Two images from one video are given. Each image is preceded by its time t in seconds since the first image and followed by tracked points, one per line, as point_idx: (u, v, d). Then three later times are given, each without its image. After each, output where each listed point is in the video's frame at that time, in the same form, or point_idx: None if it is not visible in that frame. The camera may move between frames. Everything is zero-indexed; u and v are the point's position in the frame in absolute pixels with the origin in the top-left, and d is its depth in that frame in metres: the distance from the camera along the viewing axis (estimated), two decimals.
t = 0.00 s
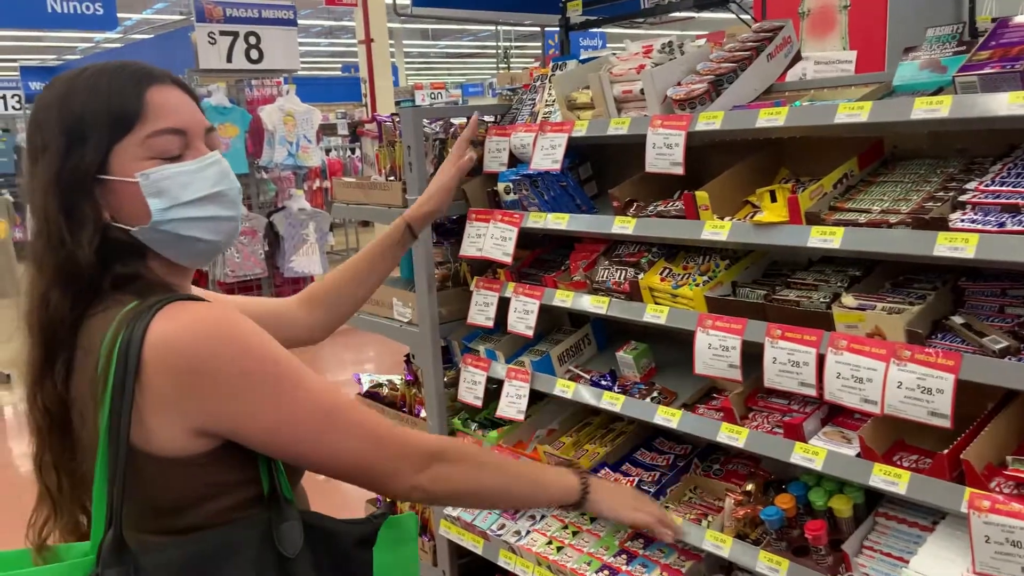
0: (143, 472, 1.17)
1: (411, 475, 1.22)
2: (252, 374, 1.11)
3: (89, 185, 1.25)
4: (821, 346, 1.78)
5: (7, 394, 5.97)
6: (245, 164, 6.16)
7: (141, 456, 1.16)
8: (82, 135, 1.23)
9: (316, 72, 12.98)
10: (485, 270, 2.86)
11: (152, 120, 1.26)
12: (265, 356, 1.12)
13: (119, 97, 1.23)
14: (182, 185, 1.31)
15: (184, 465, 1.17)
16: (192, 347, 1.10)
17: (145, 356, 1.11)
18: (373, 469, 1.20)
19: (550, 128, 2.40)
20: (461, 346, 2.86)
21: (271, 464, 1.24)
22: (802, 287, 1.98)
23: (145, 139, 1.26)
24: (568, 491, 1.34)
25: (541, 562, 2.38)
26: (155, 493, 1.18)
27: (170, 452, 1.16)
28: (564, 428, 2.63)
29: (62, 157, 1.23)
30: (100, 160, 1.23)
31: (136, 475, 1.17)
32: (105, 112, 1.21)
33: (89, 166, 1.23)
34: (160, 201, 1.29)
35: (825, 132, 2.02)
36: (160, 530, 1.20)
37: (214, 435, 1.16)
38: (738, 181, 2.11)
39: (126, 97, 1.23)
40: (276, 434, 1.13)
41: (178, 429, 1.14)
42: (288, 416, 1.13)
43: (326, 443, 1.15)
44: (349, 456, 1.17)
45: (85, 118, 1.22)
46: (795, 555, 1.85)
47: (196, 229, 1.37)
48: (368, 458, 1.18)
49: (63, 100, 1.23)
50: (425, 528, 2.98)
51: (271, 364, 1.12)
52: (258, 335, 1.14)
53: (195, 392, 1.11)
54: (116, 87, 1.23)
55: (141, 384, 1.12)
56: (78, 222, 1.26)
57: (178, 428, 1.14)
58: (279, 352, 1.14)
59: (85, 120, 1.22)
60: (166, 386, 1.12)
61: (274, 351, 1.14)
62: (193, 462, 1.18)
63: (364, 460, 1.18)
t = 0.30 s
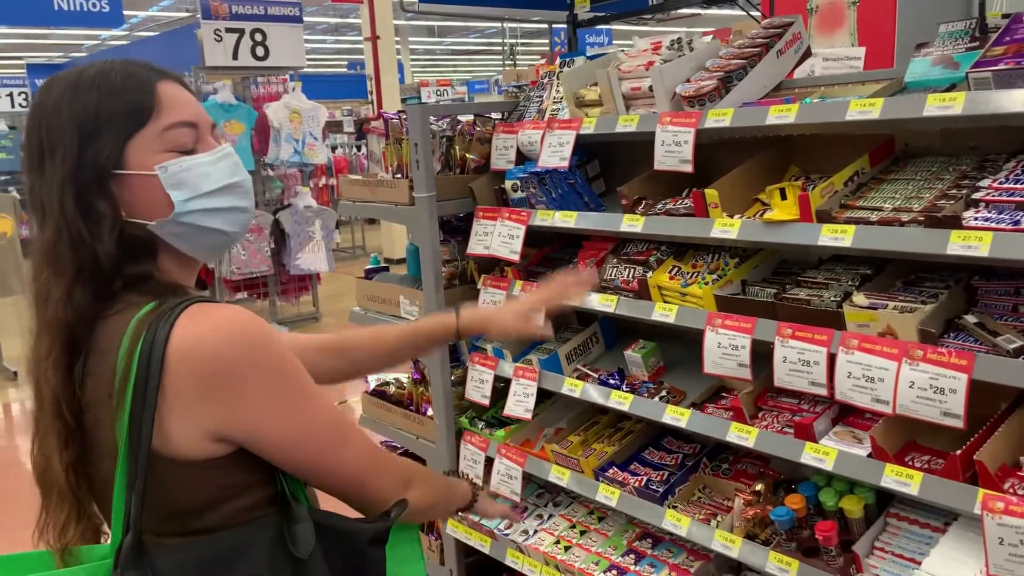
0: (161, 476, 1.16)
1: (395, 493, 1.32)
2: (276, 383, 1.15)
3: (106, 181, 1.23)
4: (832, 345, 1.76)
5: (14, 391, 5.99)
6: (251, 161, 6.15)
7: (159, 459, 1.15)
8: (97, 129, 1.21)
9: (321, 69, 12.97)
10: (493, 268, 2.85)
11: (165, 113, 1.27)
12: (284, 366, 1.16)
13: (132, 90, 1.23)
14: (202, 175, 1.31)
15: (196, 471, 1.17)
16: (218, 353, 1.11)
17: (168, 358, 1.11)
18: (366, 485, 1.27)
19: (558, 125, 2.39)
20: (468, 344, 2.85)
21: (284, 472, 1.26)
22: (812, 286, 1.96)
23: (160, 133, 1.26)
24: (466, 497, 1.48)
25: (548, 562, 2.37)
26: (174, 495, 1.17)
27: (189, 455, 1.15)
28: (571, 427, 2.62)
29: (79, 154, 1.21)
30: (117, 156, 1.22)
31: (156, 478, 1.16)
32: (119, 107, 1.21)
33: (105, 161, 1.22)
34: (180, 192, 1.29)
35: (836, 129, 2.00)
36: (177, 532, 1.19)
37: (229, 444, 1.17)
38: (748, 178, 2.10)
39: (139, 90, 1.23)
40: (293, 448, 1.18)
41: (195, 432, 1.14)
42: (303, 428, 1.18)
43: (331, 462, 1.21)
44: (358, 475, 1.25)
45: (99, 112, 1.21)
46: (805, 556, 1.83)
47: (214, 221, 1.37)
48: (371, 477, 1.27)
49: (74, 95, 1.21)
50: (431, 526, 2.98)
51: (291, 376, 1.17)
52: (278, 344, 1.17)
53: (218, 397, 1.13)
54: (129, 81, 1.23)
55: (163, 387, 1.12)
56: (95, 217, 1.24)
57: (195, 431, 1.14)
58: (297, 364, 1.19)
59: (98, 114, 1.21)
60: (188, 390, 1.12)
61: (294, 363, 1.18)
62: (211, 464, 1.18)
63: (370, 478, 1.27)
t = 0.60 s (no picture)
0: (185, 472, 1.17)
1: (423, 471, 1.34)
2: (295, 372, 1.17)
3: (112, 186, 1.24)
4: (841, 346, 1.76)
5: (22, 390, 6.02)
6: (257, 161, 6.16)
7: (182, 454, 1.16)
8: (102, 135, 1.22)
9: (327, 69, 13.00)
10: (500, 268, 2.86)
11: (170, 117, 1.27)
12: (301, 356, 1.18)
13: (137, 94, 1.24)
14: (208, 177, 1.32)
15: (219, 466, 1.18)
16: (236, 347, 1.13)
17: (186, 355, 1.13)
18: (392, 468, 1.29)
19: (566, 125, 2.39)
20: (476, 344, 2.87)
21: (303, 464, 1.26)
22: (821, 286, 1.97)
23: (166, 137, 1.27)
24: (499, 463, 1.53)
25: (556, 561, 2.38)
26: (197, 490, 1.18)
27: (211, 450, 1.16)
28: (579, 427, 2.62)
29: (85, 159, 1.22)
30: (123, 161, 1.23)
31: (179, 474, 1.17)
32: (124, 111, 1.22)
33: (112, 166, 1.23)
34: (189, 195, 1.30)
35: (846, 130, 2.00)
36: (200, 526, 1.20)
37: (251, 434, 1.18)
38: (757, 179, 2.10)
39: (144, 93, 1.24)
40: (317, 432, 1.19)
41: (217, 427, 1.15)
42: (326, 414, 1.19)
43: (358, 444, 1.23)
44: (386, 453, 1.27)
45: (104, 117, 1.22)
46: (814, 556, 1.84)
47: (220, 221, 1.38)
48: (399, 456, 1.29)
49: (79, 99, 1.22)
50: (439, 526, 2.99)
51: (308, 366, 1.18)
52: (292, 335, 1.19)
53: (237, 391, 1.14)
54: (133, 85, 1.24)
55: (182, 383, 1.13)
56: (103, 221, 1.26)
57: (217, 426, 1.15)
58: (312, 354, 1.20)
59: (103, 118, 1.22)
60: (208, 386, 1.14)
61: (309, 352, 1.19)
62: (233, 457, 1.19)
63: (396, 458, 1.28)
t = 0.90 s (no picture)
0: (202, 466, 1.18)
1: (431, 474, 1.34)
2: (311, 372, 1.17)
3: (114, 229, 1.22)
4: (855, 348, 1.76)
5: (35, 389, 6.07)
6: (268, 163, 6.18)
7: (199, 449, 1.17)
8: (98, 181, 1.19)
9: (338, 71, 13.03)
10: (512, 269, 2.87)
11: (165, 147, 1.23)
12: (317, 355, 1.18)
13: (127, 133, 1.18)
14: (210, 204, 1.31)
15: (233, 461, 1.19)
16: (256, 345, 1.13)
17: (207, 351, 1.13)
18: (401, 470, 1.29)
19: (578, 126, 2.39)
20: (487, 344, 2.86)
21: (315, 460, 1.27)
22: (835, 287, 1.96)
23: (163, 168, 1.24)
24: (499, 474, 1.51)
25: (568, 562, 2.38)
26: (212, 485, 1.19)
27: (228, 445, 1.17)
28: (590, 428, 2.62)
29: (84, 206, 1.19)
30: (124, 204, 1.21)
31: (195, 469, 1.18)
32: (120, 152, 1.18)
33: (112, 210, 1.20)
34: (192, 228, 1.30)
35: (860, 130, 1.99)
36: (212, 521, 1.20)
37: (268, 431, 1.19)
38: (770, 180, 2.09)
39: (134, 130, 1.19)
40: (329, 433, 1.20)
41: (234, 424, 1.16)
42: (338, 415, 1.20)
43: (369, 444, 1.24)
44: (396, 457, 1.27)
45: (97, 161, 1.18)
46: (827, 559, 1.83)
47: (229, 241, 1.38)
48: (408, 459, 1.29)
49: (69, 146, 1.17)
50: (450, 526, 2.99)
51: (323, 365, 1.19)
52: (309, 334, 1.19)
53: (255, 388, 1.14)
54: (120, 124, 1.18)
55: (202, 379, 1.14)
56: (107, 265, 1.24)
57: (233, 423, 1.16)
58: (328, 353, 1.21)
59: (97, 162, 1.18)
60: (227, 383, 1.14)
61: (325, 352, 1.20)
62: (249, 453, 1.19)
63: (405, 461, 1.29)
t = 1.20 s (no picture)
0: (199, 465, 1.17)
1: (430, 479, 1.34)
2: (307, 374, 1.17)
3: (79, 254, 1.22)
4: (865, 347, 1.74)
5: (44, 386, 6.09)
6: (275, 161, 6.18)
7: (195, 450, 1.17)
8: (59, 207, 1.20)
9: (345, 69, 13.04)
10: (519, 268, 2.86)
11: (121, 155, 1.21)
12: (316, 357, 1.18)
13: (73, 150, 1.18)
14: (184, 202, 1.27)
15: (228, 462, 1.18)
16: (251, 346, 1.13)
17: (201, 352, 1.13)
18: (402, 473, 1.29)
19: (586, 125, 2.38)
20: (494, 344, 2.86)
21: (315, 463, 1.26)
22: (845, 287, 1.95)
23: (126, 175, 1.22)
24: (501, 469, 1.52)
25: (575, 562, 2.37)
26: (206, 485, 1.18)
27: (224, 445, 1.17)
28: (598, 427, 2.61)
29: (46, 233, 1.20)
30: (82, 227, 1.21)
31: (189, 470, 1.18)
32: (71, 171, 1.18)
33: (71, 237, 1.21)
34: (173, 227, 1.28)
35: (870, 129, 1.98)
36: (208, 521, 1.20)
37: (263, 432, 1.19)
38: (780, 179, 2.08)
39: (79, 146, 1.18)
40: (328, 436, 1.20)
41: (228, 426, 1.16)
42: (335, 417, 1.20)
43: (367, 449, 1.23)
44: (394, 459, 1.27)
45: (52, 186, 1.18)
46: (837, 559, 1.82)
47: (218, 233, 1.35)
48: (406, 461, 1.29)
49: (30, 177, 1.19)
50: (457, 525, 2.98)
51: (321, 367, 1.19)
52: (307, 337, 1.19)
53: (250, 389, 1.14)
54: (66, 141, 1.18)
55: (196, 379, 1.14)
56: (76, 289, 1.23)
57: (227, 425, 1.16)
58: (327, 356, 1.21)
59: (53, 186, 1.18)
60: (222, 384, 1.14)
61: (323, 354, 1.20)
62: (245, 454, 1.19)
63: (404, 465, 1.29)
